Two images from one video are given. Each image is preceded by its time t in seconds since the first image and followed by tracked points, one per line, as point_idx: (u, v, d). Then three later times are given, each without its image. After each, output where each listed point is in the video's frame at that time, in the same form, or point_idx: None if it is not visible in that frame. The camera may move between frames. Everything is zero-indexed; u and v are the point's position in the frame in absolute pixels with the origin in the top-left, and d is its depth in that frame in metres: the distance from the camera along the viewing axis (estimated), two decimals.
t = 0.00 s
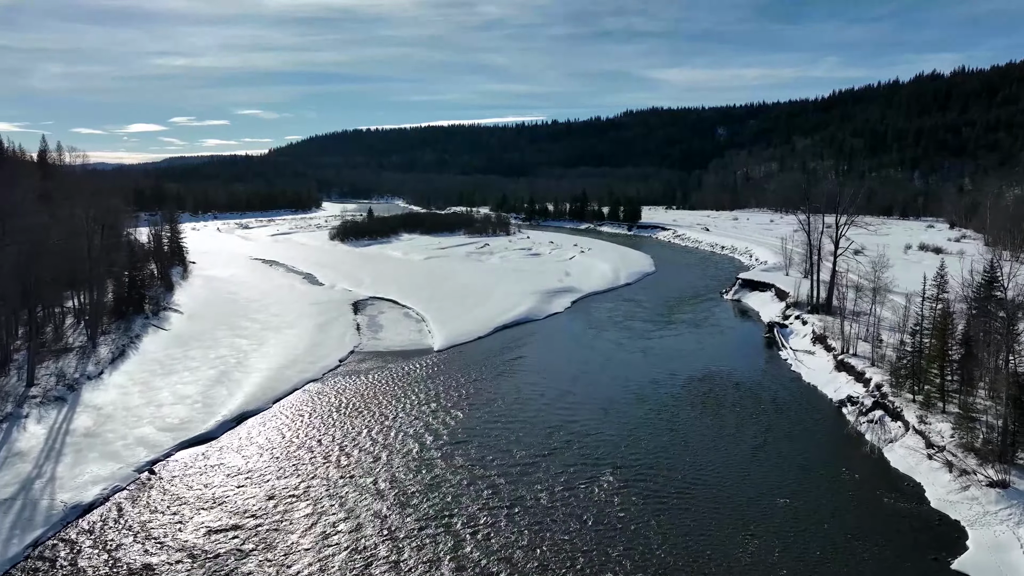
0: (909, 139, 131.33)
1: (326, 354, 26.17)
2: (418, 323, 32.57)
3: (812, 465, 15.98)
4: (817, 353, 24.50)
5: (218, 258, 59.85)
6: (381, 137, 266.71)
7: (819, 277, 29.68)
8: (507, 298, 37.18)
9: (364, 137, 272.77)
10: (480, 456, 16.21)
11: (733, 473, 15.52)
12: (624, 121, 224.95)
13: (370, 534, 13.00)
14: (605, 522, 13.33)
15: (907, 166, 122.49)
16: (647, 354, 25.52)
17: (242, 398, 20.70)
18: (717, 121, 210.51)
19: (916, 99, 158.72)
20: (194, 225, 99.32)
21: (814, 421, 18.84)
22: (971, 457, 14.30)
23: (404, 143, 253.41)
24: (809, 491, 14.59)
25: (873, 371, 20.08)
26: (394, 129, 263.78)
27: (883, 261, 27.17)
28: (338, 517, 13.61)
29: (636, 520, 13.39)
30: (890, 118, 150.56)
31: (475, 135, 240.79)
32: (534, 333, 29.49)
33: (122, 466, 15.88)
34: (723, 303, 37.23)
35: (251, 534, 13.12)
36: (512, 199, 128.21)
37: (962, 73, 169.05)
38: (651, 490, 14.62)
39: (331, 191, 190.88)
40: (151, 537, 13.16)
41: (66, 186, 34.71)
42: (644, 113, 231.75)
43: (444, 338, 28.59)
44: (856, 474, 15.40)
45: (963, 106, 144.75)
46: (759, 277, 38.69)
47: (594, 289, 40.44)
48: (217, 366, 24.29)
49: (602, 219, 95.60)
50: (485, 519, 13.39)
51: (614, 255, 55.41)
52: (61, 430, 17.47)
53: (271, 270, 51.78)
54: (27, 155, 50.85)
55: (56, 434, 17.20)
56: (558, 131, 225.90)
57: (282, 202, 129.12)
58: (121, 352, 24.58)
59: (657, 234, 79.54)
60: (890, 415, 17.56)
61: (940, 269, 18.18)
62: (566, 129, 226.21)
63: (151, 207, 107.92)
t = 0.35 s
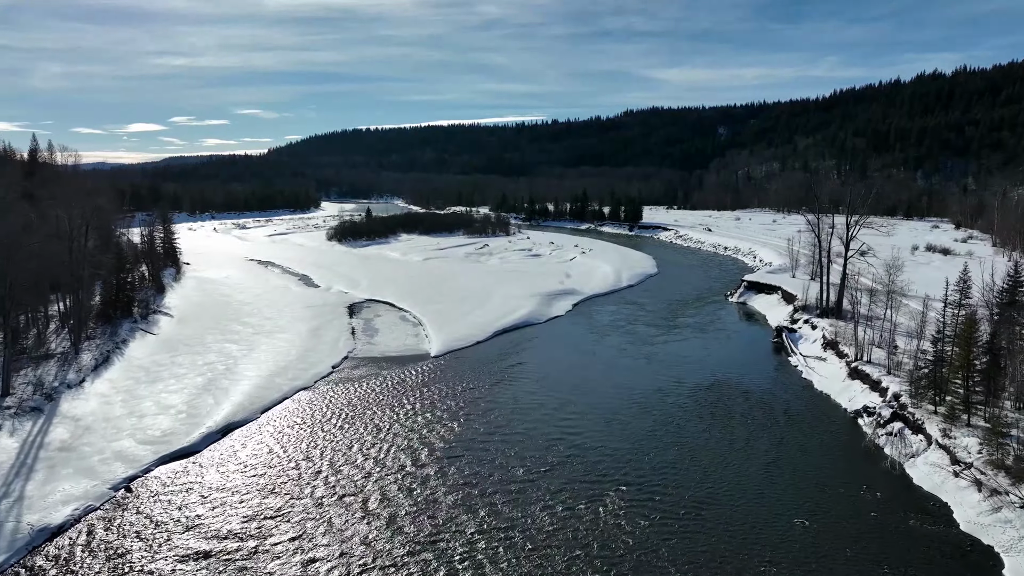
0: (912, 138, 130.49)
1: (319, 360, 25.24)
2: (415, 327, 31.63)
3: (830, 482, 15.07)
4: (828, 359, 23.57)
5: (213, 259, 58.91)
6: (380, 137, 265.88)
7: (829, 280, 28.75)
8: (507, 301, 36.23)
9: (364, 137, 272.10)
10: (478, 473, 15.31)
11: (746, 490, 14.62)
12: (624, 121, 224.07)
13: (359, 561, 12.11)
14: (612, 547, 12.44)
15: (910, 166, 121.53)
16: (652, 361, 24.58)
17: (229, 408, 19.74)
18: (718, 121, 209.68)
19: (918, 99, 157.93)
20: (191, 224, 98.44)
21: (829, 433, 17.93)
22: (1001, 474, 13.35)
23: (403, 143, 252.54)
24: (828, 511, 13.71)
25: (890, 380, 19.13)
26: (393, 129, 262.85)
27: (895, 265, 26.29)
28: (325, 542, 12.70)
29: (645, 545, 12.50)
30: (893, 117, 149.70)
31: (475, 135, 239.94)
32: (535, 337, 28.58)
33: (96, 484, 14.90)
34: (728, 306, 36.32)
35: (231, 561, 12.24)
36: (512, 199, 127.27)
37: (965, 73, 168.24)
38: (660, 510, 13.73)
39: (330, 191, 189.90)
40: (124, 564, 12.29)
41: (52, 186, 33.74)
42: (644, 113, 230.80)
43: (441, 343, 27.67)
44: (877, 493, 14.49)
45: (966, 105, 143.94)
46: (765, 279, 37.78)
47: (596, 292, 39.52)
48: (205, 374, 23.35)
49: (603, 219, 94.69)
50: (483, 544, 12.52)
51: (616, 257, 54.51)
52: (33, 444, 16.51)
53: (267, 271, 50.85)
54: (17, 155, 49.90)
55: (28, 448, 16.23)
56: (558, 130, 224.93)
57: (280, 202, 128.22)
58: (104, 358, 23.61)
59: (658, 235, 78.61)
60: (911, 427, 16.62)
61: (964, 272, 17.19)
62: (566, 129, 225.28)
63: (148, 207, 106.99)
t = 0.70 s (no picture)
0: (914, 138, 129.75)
1: (312, 367, 24.28)
2: (411, 332, 30.68)
3: (850, 502, 14.20)
4: (840, 366, 22.67)
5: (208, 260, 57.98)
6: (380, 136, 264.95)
7: (840, 283, 27.80)
8: (506, 304, 35.28)
9: (363, 137, 271.11)
10: (474, 492, 14.42)
11: (761, 511, 13.74)
12: (624, 121, 223.29)
13: None
14: None
15: (913, 165, 120.78)
16: (657, 368, 23.64)
17: (214, 419, 18.81)
18: (718, 121, 208.95)
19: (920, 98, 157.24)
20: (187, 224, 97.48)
21: (845, 446, 17.06)
22: None
23: (403, 143, 251.74)
24: (847, 535, 12.84)
25: (909, 389, 18.18)
26: (392, 129, 261.94)
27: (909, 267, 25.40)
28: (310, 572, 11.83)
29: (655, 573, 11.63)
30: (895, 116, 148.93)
31: (475, 135, 239.06)
32: (535, 343, 27.63)
33: (67, 503, 13.99)
34: (733, 309, 35.45)
35: None
36: (511, 199, 126.41)
37: (967, 71, 167.40)
38: (671, 534, 12.84)
39: (329, 191, 189.01)
40: None
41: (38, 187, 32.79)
42: (644, 113, 229.89)
43: (438, 349, 26.71)
44: (900, 515, 13.63)
45: (969, 104, 143.27)
46: (770, 281, 36.92)
47: (597, 294, 38.56)
48: (192, 381, 22.43)
49: (604, 219, 93.82)
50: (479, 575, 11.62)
51: (618, 257, 53.63)
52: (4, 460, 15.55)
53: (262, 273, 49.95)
54: (6, 155, 48.93)
55: None
56: (558, 130, 223.96)
57: (278, 202, 127.30)
58: (86, 365, 22.64)
59: (660, 235, 77.65)
60: (934, 441, 15.68)
61: (991, 277, 16.19)
62: (567, 128, 224.35)
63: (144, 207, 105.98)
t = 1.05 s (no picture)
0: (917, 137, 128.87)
1: (303, 375, 23.32)
2: (408, 337, 29.74)
3: (873, 525, 13.28)
4: (854, 374, 21.70)
5: (202, 262, 57.02)
6: (379, 136, 264.01)
7: (851, 287, 26.83)
8: (505, 307, 34.29)
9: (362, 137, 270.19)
10: (471, 513, 13.51)
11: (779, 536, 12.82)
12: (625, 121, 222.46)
13: None
14: None
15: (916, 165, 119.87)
16: (662, 377, 22.72)
17: (198, 432, 17.86)
18: (719, 121, 208.09)
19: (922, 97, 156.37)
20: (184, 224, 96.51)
21: (865, 463, 16.12)
22: None
23: (402, 143, 250.86)
24: (873, 563, 11.94)
25: (930, 401, 17.17)
26: (392, 128, 260.89)
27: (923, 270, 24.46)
28: None
29: None
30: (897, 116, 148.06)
31: (475, 135, 238.17)
32: (535, 349, 26.68)
33: (35, 527, 13.07)
34: (739, 313, 34.54)
35: None
36: (512, 199, 125.50)
37: (970, 71, 166.41)
38: (683, 563, 11.93)
39: (329, 191, 188.07)
40: None
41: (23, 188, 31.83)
42: (645, 113, 228.90)
43: (435, 356, 25.71)
44: (928, 540, 12.71)
45: (972, 103, 142.46)
46: (777, 284, 36.03)
47: (599, 298, 37.57)
48: (177, 390, 21.48)
49: (605, 220, 92.89)
50: None
51: (620, 259, 52.70)
52: None
53: (258, 275, 49.05)
54: None
55: None
56: (558, 130, 222.91)
57: (277, 202, 126.37)
58: (67, 374, 21.70)
59: (662, 236, 76.66)
60: (960, 457, 14.69)
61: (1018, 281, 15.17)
62: (567, 128, 223.34)
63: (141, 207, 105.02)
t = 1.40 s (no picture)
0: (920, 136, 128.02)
1: (293, 383, 22.38)
2: (404, 341, 28.84)
3: (898, 553, 12.41)
4: (869, 382, 20.78)
5: (197, 263, 56.14)
6: (379, 136, 263.22)
7: (863, 290, 25.89)
8: (505, 310, 33.37)
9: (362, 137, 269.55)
10: (467, 539, 12.60)
11: (798, 565, 11.93)
12: (625, 121, 221.69)
13: None
14: None
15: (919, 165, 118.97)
16: (668, 386, 21.78)
17: (179, 445, 16.92)
18: (720, 120, 207.28)
19: (925, 96, 155.50)
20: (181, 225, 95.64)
21: (886, 480, 15.19)
22: None
23: (402, 143, 250.07)
24: None
25: (953, 413, 16.20)
26: (392, 128, 259.95)
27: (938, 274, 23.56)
28: None
29: None
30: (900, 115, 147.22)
31: (475, 135, 237.33)
32: (534, 356, 25.76)
33: None
34: (745, 317, 33.68)
35: None
36: (512, 199, 124.66)
37: (973, 70, 165.27)
38: None
39: (328, 191, 187.25)
40: None
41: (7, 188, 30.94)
42: (646, 112, 227.96)
43: (431, 362, 24.79)
44: (960, 570, 11.83)
45: (975, 102, 141.61)
46: (784, 286, 35.14)
47: (601, 301, 36.63)
48: (160, 400, 20.55)
49: (606, 220, 92.04)
50: None
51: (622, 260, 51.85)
52: None
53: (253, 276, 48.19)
54: None
55: None
56: (559, 130, 222.00)
57: (275, 202, 125.61)
58: (46, 383, 20.81)
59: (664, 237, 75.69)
60: (989, 476, 13.74)
61: None
62: (567, 128, 222.37)
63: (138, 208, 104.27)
